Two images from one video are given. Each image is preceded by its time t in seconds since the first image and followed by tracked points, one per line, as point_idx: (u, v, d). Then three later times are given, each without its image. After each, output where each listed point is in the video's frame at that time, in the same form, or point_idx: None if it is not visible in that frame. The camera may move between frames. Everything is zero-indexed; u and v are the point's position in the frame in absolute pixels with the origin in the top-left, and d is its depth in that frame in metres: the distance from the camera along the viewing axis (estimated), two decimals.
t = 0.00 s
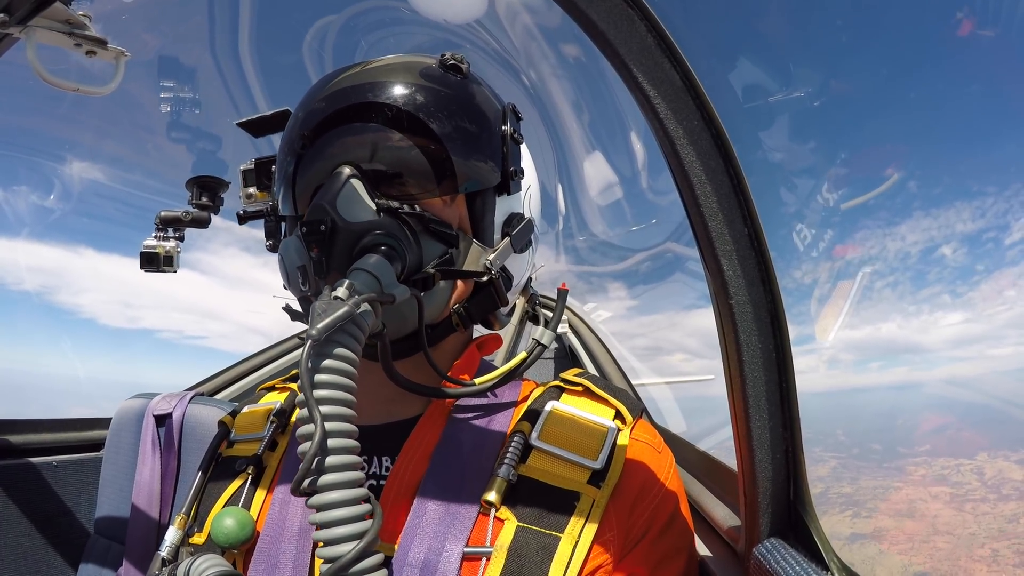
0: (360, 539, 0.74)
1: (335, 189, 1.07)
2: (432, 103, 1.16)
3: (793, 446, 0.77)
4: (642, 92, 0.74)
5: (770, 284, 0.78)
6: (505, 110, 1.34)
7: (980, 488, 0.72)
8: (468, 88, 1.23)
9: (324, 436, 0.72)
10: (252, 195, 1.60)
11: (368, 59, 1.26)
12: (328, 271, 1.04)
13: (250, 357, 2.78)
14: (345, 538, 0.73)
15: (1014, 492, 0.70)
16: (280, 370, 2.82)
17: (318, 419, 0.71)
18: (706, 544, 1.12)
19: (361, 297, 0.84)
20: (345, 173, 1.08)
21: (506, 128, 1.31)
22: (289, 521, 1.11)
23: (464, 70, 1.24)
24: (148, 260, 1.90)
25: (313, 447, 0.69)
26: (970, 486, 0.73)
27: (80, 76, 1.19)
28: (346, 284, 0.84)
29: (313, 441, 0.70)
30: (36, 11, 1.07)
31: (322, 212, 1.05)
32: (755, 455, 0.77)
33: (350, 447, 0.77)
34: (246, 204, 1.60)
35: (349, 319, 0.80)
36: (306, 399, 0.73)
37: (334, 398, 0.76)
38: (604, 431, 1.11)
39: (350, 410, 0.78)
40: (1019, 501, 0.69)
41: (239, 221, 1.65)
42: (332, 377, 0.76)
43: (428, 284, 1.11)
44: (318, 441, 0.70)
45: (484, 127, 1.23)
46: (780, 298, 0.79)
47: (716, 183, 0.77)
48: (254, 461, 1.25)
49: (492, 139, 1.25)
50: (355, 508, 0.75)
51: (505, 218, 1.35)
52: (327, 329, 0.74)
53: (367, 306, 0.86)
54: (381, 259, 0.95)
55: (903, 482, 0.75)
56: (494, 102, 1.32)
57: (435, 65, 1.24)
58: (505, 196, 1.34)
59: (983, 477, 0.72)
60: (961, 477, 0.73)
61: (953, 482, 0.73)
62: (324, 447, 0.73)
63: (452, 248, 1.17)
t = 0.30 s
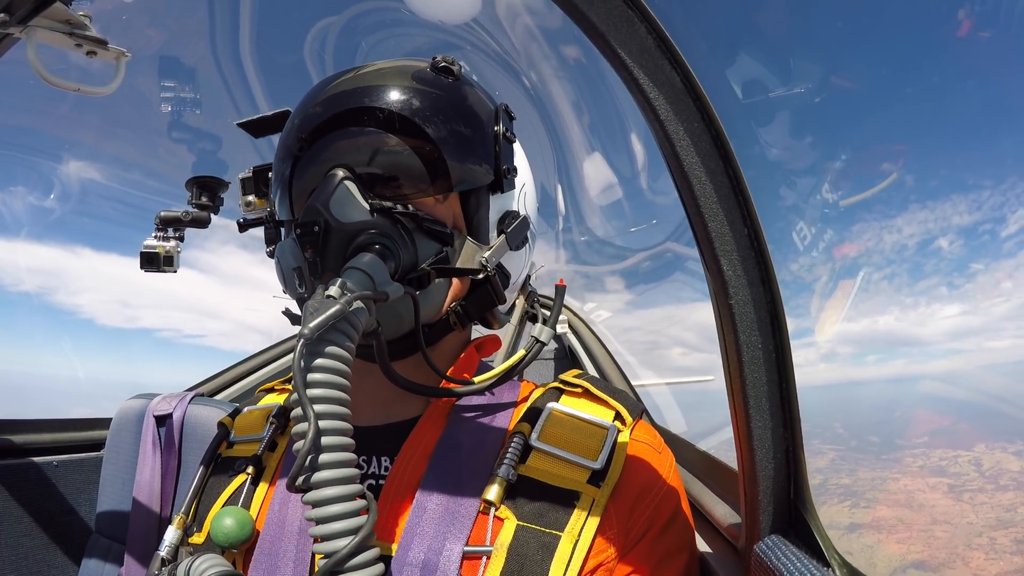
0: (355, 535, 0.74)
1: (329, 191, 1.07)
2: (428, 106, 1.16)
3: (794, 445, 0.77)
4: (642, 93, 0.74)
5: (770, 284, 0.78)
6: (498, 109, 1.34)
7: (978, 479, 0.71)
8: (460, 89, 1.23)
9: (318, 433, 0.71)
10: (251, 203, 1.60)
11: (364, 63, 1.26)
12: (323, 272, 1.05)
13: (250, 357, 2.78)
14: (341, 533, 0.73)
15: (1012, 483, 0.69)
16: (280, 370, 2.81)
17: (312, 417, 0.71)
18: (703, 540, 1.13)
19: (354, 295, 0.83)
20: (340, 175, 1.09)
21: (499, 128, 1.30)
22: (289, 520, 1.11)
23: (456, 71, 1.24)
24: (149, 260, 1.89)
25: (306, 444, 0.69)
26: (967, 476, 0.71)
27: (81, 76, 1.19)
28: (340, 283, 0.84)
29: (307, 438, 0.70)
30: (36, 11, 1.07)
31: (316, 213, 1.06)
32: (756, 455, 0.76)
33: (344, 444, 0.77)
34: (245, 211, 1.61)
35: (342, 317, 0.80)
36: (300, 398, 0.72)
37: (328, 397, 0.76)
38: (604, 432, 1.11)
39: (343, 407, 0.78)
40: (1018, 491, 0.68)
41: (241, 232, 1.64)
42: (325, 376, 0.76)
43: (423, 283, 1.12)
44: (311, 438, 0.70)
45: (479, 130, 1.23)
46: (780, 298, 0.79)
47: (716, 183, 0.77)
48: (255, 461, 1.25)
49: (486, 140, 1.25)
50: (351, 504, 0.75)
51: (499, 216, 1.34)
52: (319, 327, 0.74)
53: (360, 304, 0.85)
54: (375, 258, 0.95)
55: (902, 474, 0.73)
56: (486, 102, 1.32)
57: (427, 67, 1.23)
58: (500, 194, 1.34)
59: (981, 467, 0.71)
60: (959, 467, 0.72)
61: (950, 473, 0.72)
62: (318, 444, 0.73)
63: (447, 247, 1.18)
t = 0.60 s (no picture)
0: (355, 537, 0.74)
1: (330, 190, 1.07)
2: (428, 106, 1.16)
3: (793, 446, 0.77)
4: (642, 93, 0.74)
5: (770, 284, 0.78)
6: (498, 109, 1.34)
7: (972, 473, 0.73)
8: (461, 89, 1.23)
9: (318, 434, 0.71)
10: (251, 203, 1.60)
11: (364, 63, 1.25)
12: (324, 272, 1.04)
13: (250, 357, 2.78)
14: (342, 535, 0.73)
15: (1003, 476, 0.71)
16: (280, 369, 2.81)
17: (313, 417, 0.71)
18: (702, 541, 1.14)
19: (354, 295, 0.83)
20: (340, 174, 1.09)
21: (499, 127, 1.30)
22: (289, 522, 1.11)
23: (456, 71, 1.24)
24: (149, 261, 1.89)
25: (307, 444, 0.69)
26: (961, 470, 0.73)
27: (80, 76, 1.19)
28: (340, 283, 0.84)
29: (307, 440, 0.70)
30: (34, 11, 1.07)
31: (316, 213, 1.06)
32: (755, 454, 0.76)
33: (344, 447, 0.76)
34: (246, 211, 1.61)
35: (342, 317, 0.80)
36: (300, 398, 0.72)
37: (329, 397, 0.76)
38: (604, 432, 1.11)
39: (344, 408, 0.78)
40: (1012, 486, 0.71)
41: (241, 233, 1.65)
42: (327, 376, 0.76)
43: (424, 283, 1.12)
44: (312, 439, 0.70)
45: (479, 130, 1.23)
46: (780, 297, 0.79)
47: (716, 182, 0.77)
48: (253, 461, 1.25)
49: (485, 139, 1.25)
50: (351, 505, 0.75)
51: (499, 216, 1.34)
52: (320, 327, 0.74)
53: (360, 303, 0.85)
54: (376, 258, 0.95)
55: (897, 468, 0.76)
56: (487, 101, 1.31)
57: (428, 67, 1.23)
58: (500, 194, 1.34)
59: (975, 461, 0.73)
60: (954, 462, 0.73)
61: (945, 467, 0.74)
62: (318, 445, 0.73)
63: (447, 247, 1.17)
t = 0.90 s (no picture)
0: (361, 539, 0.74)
1: (331, 192, 1.07)
2: (430, 108, 1.16)
3: (794, 444, 0.77)
4: (641, 93, 0.74)
5: (770, 284, 0.78)
6: (500, 111, 1.34)
7: (967, 465, 0.73)
8: (463, 91, 1.23)
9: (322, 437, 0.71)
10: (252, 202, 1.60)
11: (365, 64, 1.25)
12: (326, 275, 1.04)
13: (250, 357, 2.78)
14: (347, 538, 0.73)
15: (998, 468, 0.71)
16: (280, 369, 2.81)
17: (317, 421, 0.71)
18: (702, 540, 1.13)
19: (356, 299, 0.83)
20: (341, 176, 1.09)
21: (501, 130, 1.30)
22: (290, 522, 1.10)
23: (458, 73, 1.23)
24: (149, 261, 1.89)
25: (312, 448, 0.69)
26: (957, 462, 0.73)
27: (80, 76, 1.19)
28: (342, 287, 0.84)
29: (312, 443, 0.70)
30: (35, 11, 1.07)
31: (319, 216, 1.06)
32: (755, 452, 0.76)
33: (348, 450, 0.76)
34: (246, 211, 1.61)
35: (345, 321, 0.80)
36: (304, 404, 0.72)
37: (332, 403, 0.76)
38: (605, 432, 1.11)
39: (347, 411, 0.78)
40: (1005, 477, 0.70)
41: (241, 233, 1.65)
42: (331, 380, 0.76)
43: (425, 283, 1.13)
44: (315, 443, 0.70)
45: (480, 132, 1.23)
46: (780, 297, 0.79)
47: (716, 184, 0.76)
48: (254, 462, 1.25)
49: (486, 142, 1.25)
50: (356, 508, 0.75)
51: (500, 219, 1.34)
52: (323, 332, 0.74)
53: (362, 307, 0.85)
54: (378, 262, 0.95)
55: (891, 459, 0.75)
56: (489, 104, 1.31)
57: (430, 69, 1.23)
58: (501, 197, 1.34)
59: (969, 453, 0.73)
60: (948, 453, 0.73)
61: (939, 458, 0.74)
62: (323, 449, 0.73)
63: (449, 249, 1.17)
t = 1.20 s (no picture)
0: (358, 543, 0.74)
1: (330, 192, 1.07)
2: (429, 108, 1.16)
3: (793, 443, 0.77)
4: (641, 92, 0.74)
5: (770, 284, 0.78)
6: (499, 111, 1.34)
7: (960, 462, 0.72)
8: (462, 90, 1.23)
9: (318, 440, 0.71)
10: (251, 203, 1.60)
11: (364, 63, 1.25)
12: (323, 274, 1.04)
13: (250, 357, 2.78)
14: (344, 542, 0.73)
15: (993, 466, 0.70)
16: (280, 369, 2.81)
17: (314, 423, 0.71)
18: (701, 540, 1.13)
19: (354, 297, 0.83)
20: (339, 177, 1.08)
21: (500, 129, 1.30)
22: (289, 524, 1.10)
23: (458, 72, 1.23)
24: (149, 261, 1.89)
25: (307, 452, 0.69)
26: (950, 459, 0.72)
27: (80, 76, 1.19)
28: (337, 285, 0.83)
29: (308, 446, 0.70)
30: (35, 10, 1.07)
31: (318, 215, 1.06)
32: (755, 453, 0.76)
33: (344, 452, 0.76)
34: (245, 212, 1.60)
35: (342, 320, 0.80)
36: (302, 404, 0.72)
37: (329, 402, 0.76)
38: (604, 434, 1.11)
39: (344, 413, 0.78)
40: (997, 475, 0.70)
41: (242, 234, 1.65)
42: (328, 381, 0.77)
43: (424, 283, 1.13)
44: (313, 445, 0.70)
45: (479, 132, 1.23)
46: (780, 298, 0.78)
47: (716, 183, 0.76)
48: (253, 464, 1.25)
49: (485, 141, 1.25)
50: (353, 511, 0.75)
51: (499, 219, 1.34)
52: (319, 332, 0.74)
53: (359, 306, 0.84)
54: (377, 260, 0.95)
55: (887, 454, 0.75)
56: (487, 103, 1.31)
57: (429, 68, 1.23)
58: (500, 196, 1.34)
59: (963, 451, 0.73)
60: (942, 449, 0.73)
61: (934, 455, 0.73)
62: (319, 452, 0.73)
63: (448, 249, 1.17)
